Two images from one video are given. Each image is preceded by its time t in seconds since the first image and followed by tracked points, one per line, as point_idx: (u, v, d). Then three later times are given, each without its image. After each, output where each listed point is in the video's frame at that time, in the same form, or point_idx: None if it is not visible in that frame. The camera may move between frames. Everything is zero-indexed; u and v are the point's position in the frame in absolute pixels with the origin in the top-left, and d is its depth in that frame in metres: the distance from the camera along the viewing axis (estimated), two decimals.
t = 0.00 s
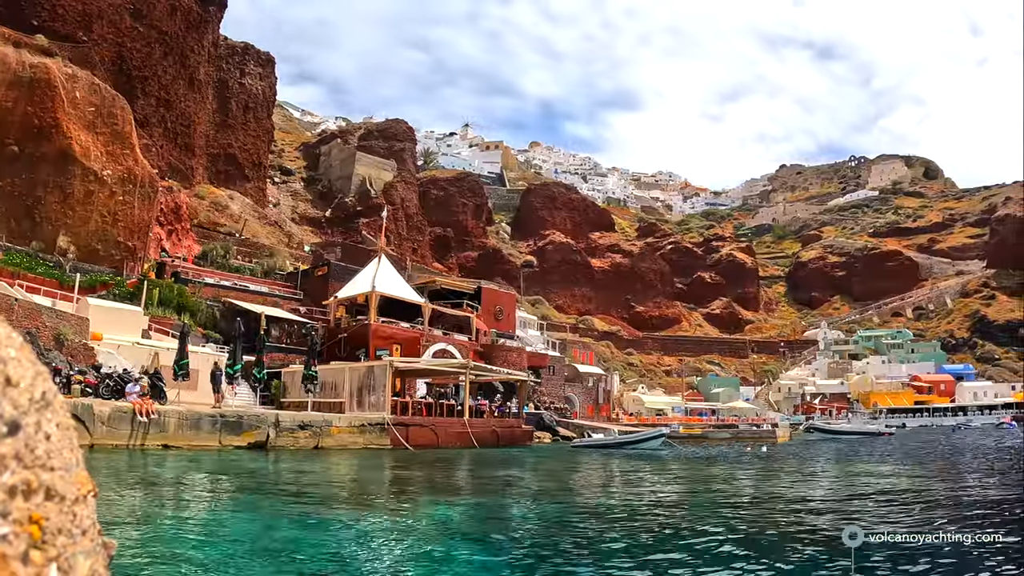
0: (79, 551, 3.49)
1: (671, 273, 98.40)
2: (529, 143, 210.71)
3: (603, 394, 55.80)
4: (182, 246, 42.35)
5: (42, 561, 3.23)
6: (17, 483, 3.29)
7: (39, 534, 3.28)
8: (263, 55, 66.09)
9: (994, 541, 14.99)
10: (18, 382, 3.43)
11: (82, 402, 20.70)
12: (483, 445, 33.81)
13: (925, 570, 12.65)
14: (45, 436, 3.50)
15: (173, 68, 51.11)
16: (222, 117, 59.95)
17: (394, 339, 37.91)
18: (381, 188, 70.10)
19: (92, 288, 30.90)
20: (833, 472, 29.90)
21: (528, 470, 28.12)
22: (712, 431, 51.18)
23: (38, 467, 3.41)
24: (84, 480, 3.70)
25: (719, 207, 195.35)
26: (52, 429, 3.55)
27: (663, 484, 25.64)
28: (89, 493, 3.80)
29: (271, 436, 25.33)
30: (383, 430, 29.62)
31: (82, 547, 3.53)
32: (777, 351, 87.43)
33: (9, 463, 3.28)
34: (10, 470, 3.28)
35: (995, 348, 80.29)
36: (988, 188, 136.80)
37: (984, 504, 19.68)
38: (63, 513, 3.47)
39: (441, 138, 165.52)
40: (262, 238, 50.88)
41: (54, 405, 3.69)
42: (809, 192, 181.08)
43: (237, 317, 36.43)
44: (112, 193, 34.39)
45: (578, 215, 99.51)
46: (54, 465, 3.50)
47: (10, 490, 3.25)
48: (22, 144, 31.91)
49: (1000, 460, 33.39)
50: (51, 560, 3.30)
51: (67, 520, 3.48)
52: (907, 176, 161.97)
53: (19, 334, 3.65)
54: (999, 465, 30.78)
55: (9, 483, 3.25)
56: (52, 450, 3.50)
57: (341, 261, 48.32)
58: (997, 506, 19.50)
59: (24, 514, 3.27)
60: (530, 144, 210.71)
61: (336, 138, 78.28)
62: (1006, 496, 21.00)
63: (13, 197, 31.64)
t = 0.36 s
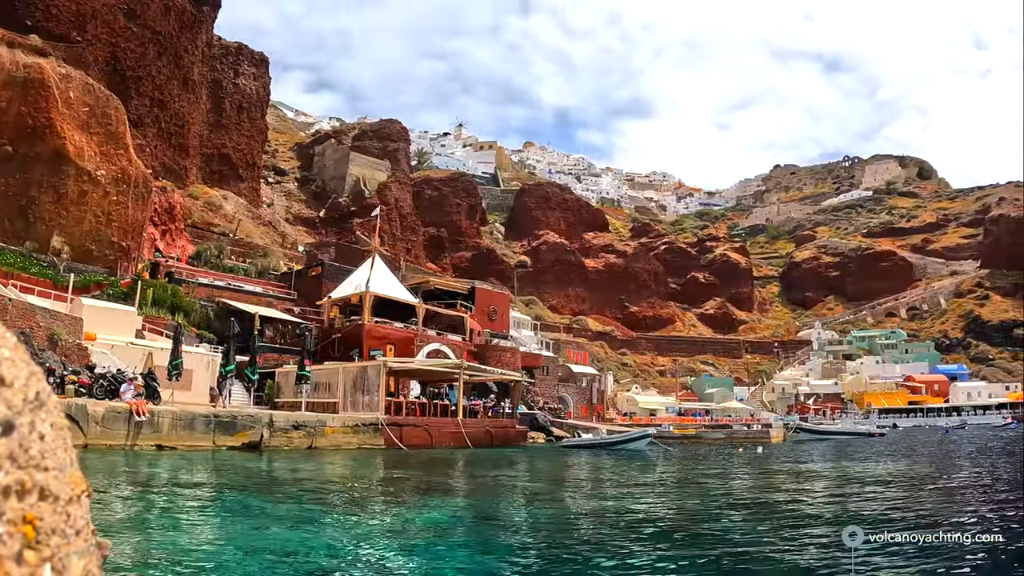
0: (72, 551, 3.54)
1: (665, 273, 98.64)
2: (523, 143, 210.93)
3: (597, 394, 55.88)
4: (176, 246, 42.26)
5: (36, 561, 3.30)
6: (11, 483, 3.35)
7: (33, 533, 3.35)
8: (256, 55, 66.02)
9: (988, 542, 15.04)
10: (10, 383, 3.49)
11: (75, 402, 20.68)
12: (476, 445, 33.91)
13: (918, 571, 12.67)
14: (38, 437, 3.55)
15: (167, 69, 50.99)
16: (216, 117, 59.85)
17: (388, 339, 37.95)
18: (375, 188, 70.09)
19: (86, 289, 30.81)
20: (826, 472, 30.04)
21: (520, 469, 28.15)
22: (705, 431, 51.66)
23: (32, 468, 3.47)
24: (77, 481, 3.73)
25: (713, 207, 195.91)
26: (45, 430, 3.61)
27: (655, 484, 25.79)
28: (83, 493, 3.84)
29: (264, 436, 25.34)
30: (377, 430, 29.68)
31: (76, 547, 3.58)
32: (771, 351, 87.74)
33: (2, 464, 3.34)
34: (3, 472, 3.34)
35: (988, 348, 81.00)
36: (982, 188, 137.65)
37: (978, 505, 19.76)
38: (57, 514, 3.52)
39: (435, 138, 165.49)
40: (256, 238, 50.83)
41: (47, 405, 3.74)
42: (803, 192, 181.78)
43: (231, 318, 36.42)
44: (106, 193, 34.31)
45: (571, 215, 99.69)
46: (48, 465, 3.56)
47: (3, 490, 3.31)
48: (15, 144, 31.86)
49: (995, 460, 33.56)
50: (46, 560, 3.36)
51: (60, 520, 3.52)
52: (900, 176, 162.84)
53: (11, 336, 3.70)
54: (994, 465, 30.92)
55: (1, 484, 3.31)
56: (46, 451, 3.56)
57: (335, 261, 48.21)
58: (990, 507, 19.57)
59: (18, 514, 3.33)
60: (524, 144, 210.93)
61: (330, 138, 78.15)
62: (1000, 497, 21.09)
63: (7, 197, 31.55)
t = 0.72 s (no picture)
0: (65, 551, 3.57)
1: (659, 273, 98.88)
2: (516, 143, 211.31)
3: (590, 394, 56.01)
4: (169, 246, 42.19)
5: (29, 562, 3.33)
6: (3, 483, 3.42)
7: (26, 533, 3.41)
8: (250, 55, 65.91)
9: (980, 543, 15.16)
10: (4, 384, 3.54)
11: (68, 402, 20.68)
12: (470, 445, 34.04)
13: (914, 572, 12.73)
14: (32, 436, 3.61)
15: (160, 69, 50.81)
16: (208, 117, 59.69)
17: (382, 339, 37.95)
18: (368, 188, 70.03)
19: (79, 289, 30.75)
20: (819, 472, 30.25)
21: (512, 469, 28.21)
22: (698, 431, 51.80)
23: (24, 467, 3.53)
24: (71, 481, 3.78)
25: (706, 206, 196.56)
26: (39, 429, 3.66)
27: (647, 484, 25.92)
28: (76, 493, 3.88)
29: (258, 436, 25.35)
30: (370, 430, 29.70)
31: (69, 547, 3.61)
32: (764, 351, 88.11)
33: None
34: None
35: (981, 348, 81.50)
36: (975, 189, 138.51)
37: (975, 505, 19.91)
38: (49, 514, 3.56)
39: (428, 138, 165.58)
40: (249, 238, 50.76)
41: (41, 404, 3.80)
42: (796, 192, 182.56)
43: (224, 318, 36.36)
44: (99, 193, 34.21)
45: (565, 215, 99.82)
46: (41, 465, 3.61)
47: None
48: (8, 144, 31.74)
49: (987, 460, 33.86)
50: (38, 561, 3.42)
51: (53, 520, 3.58)
52: (894, 176, 163.72)
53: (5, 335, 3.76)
54: (987, 465, 31.22)
55: None
56: (38, 451, 3.60)
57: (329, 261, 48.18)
58: (985, 508, 19.73)
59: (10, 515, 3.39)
60: (517, 144, 211.31)
61: (323, 138, 78.05)
62: (994, 497, 21.30)
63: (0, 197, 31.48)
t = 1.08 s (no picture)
0: (58, 550, 3.67)
1: (651, 273, 99.22)
2: (508, 143, 211.75)
3: (582, 394, 56.16)
4: (161, 246, 42.09)
5: (21, 561, 3.42)
6: None
7: (17, 534, 3.47)
8: (242, 55, 65.79)
9: (980, 544, 15.24)
10: None
11: (61, 402, 20.63)
12: (463, 445, 34.12)
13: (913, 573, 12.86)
14: (24, 436, 3.72)
15: (153, 69, 50.65)
16: (201, 117, 59.52)
17: (374, 339, 37.99)
18: (361, 188, 69.98)
19: (72, 289, 30.67)
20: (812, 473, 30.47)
21: (505, 469, 28.32)
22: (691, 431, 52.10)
23: (15, 468, 3.62)
24: (62, 481, 3.88)
25: (699, 207, 197.35)
26: (31, 430, 3.78)
27: (638, 484, 26.06)
28: (68, 493, 3.98)
29: (250, 436, 25.36)
30: (362, 431, 29.72)
31: (61, 547, 3.71)
32: (756, 352, 88.56)
33: None
34: None
35: (973, 348, 82.04)
36: (967, 189, 139.57)
37: (971, 505, 20.08)
38: (42, 513, 3.66)
39: (421, 138, 165.71)
40: (241, 238, 50.69)
41: (32, 405, 3.90)
42: (788, 192, 183.55)
43: (216, 318, 36.31)
44: (92, 193, 34.07)
45: (557, 215, 99.99)
46: (33, 466, 3.71)
47: None
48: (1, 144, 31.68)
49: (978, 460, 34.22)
50: (30, 560, 3.49)
51: (45, 520, 3.66)
52: (886, 176, 164.80)
53: None
54: (979, 465, 31.54)
55: None
56: (31, 451, 3.71)
57: (321, 261, 48.16)
58: (979, 507, 19.92)
59: (3, 515, 3.47)
60: (509, 144, 211.78)
61: (316, 139, 77.95)
62: (987, 497, 21.53)
63: None
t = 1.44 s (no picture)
0: (50, 551, 3.75)
1: (643, 273, 99.49)
2: (501, 143, 211.94)
3: (575, 394, 56.27)
4: (153, 246, 41.97)
5: (13, 560, 3.50)
6: None
7: (9, 534, 3.54)
8: (234, 55, 65.60)
9: (976, 544, 15.43)
10: None
11: (53, 402, 20.60)
12: (454, 445, 34.17)
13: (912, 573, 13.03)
14: (15, 436, 3.80)
15: (145, 69, 50.46)
16: (193, 117, 59.36)
17: (366, 339, 38.00)
18: (353, 188, 69.91)
19: (63, 289, 30.56)
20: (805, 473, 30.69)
21: (498, 469, 28.44)
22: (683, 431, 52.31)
23: (8, 467, 3.70)
24: (54, 481, 3.97)
25: (691, 207, 197.99)
26: (23, 430, 3.89)
27: (629, 484, 26.19)
28: (61, 493, 4.08)
29: (242, 436, 25.38)
30: (354, 431, 29.74)
31: (53, 547, 3.78)
32: (748, 352, 88.94)
33: None
34: None
35: (965, 348, 82.55)
36: (958, 189, 140.54)
37: (969, 505, 20.29)
38: (35, 514, 3.74)
39: (413, 138, 165.67)
40: (233, 238, 50.60)
41: (24, 405, 4.00)
42: (780, 192, 184.40)
43: (208, 318, 36.25)
44: (84, 193, 33.98)
45: (549, 215, 100.09)
46: (25, 466, 3.79)
47: None
48: None
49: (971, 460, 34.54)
50: (22, 559, 3.57)
51: (37, 520, 3.74)
52: (878, 176, 165.76)
53: None
54: (972, 465, 31.83)
55: None
56: (23, 451, 3.80)
57: (313, 261, 48.12)
58: (971, 507, 20.17)
59: None
60: (501, 144, 211.97)
61: (308, 139, 77.86)
62: (983, 498, 21.76)
63: None
